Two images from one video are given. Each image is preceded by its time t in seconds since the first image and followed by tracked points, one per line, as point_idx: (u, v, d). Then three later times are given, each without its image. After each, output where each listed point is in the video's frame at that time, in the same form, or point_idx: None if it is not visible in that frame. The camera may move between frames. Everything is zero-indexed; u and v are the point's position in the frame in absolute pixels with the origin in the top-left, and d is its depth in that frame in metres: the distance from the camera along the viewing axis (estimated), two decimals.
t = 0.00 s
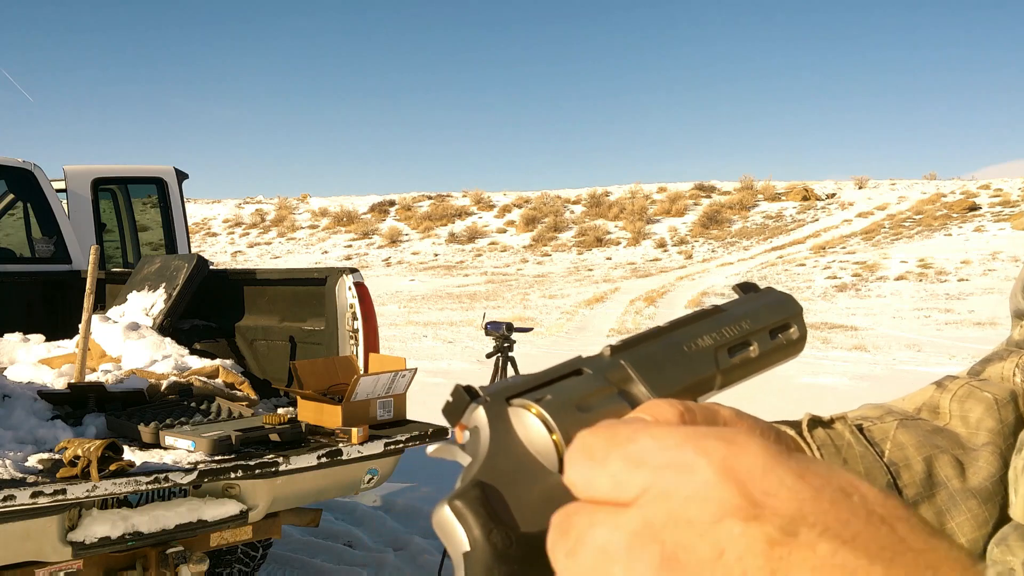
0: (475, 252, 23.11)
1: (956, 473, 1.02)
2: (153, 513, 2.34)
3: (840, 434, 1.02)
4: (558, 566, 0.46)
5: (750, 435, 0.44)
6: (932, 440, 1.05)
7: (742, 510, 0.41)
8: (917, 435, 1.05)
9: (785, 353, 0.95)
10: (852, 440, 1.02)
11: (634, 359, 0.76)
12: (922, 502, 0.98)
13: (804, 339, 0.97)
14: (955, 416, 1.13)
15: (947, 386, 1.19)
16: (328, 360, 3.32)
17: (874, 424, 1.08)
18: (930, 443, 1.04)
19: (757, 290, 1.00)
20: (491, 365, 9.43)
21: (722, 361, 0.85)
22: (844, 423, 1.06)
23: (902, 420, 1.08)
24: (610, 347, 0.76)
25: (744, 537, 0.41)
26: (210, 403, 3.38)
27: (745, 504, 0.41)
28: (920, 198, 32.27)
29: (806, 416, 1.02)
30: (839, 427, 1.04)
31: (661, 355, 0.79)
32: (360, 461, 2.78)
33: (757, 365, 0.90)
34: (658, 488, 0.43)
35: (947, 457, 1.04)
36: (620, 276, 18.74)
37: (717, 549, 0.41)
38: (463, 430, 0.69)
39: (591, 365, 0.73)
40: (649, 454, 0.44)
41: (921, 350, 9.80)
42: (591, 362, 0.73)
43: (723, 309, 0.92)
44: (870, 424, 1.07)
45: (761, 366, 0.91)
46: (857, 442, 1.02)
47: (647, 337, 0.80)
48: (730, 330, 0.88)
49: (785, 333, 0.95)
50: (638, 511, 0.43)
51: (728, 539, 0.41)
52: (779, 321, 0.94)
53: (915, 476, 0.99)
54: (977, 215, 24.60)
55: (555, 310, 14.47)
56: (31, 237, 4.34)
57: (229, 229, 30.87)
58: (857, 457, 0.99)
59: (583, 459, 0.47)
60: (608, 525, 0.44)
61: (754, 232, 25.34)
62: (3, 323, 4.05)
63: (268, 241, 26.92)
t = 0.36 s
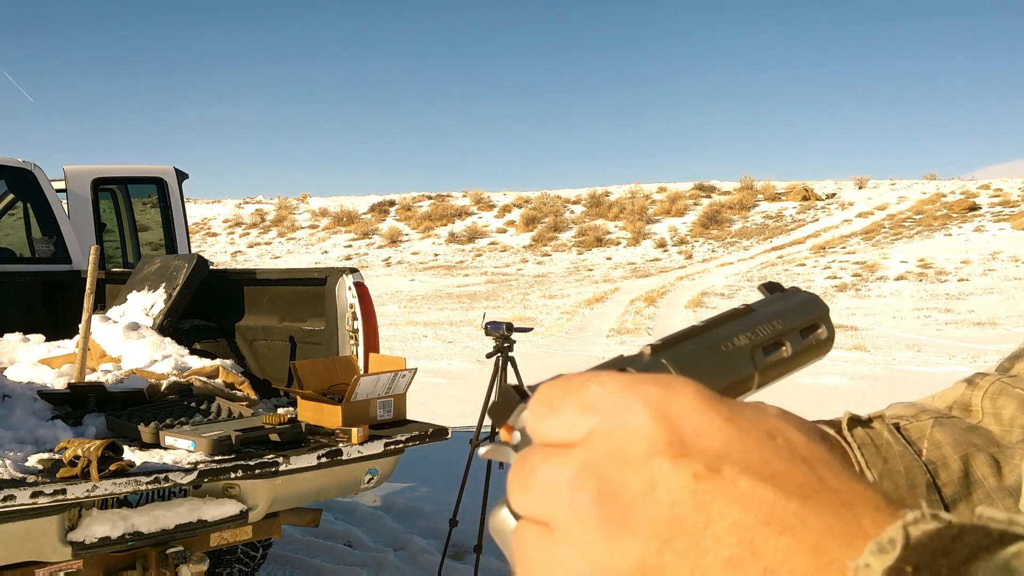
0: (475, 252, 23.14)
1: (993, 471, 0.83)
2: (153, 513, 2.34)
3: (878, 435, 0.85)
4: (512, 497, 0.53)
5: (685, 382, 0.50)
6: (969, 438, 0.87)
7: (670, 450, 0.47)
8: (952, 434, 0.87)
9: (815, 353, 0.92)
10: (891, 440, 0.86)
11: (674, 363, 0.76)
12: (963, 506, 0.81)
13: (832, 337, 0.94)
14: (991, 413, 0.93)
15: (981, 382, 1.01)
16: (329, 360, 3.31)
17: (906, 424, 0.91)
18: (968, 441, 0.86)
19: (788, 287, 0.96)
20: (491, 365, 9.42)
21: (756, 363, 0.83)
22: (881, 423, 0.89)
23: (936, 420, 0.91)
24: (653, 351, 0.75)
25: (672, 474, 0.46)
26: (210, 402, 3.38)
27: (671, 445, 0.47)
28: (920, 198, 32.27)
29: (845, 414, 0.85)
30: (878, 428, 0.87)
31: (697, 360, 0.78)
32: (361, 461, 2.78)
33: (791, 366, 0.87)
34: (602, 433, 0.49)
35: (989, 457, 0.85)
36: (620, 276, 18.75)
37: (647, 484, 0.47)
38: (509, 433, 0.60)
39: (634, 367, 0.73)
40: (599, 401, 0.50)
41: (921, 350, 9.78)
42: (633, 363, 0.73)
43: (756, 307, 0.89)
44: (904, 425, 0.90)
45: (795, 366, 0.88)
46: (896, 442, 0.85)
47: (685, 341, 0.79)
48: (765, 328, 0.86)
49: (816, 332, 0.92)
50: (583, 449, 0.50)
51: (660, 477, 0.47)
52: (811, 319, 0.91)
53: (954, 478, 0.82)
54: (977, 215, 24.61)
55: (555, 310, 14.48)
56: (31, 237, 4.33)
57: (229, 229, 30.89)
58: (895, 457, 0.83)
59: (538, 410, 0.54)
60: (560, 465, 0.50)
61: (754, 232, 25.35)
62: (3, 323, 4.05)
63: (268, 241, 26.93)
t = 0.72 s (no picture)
0: (475, 252, 23.14)
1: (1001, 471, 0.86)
2: (153, 513, 2.34)
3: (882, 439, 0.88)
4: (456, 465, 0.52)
5: (600, 343, 0.50)
6: (975, 440, 0.89)
7: (582, 405, 0.47)
8: (959, 436, 0.90)
9: (813, 359, 0.92)
10: (896, 443, 0.88)
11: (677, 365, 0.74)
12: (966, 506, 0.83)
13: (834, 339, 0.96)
14: (996, 412, 0.95)
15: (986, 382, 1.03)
16: (329, 361, 3.32)
17: (915, 425, 0.93)
18: (976, 442, 0.89)
19: (779, 293, 0.97)
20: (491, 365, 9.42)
21: (759, 369, 0.83)
22: (886, 425, 0.92)
23: (943, 421, 0.93)
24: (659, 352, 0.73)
25: (586, 431, 0.46)
26: (210, 402, 3.38)
27: (583, 400, 0.47)
28: (921, 198, 32.29)
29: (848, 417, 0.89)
30: (883, 430, 0.91)
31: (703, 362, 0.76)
32: (361, 461, 2.78)
33: (791, 370, 0.87)
34: (520, 399, 0.50)
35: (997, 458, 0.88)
36: (620, 276, 18.74)
37: (560, 441, 0.47)
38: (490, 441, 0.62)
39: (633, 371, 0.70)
40: (518, 365, 0.51)
41: (921, 350, 9.77)
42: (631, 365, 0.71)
43: (753, 312, 0.89)
44: (909, 426, 0.93)
45: (795, 371, 0.88)
46: (903, 445, 0.88)
47: (690, 342, 0.77)
48: (764, 333, 0.86)
49: (810, 338, 0.93)
50: (505, 412, 0.50)
51: (571, 434, 0.46)
52: (807, 324, 0.93)
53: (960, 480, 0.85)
54: (977, 215, 24.62)
55: (555, 310, 14.48)
56: (31, 237, 4.33)
57: (229, 229, 30.87)
58: (902, 460, 0.86)
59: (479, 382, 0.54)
60: (485, 431, 0.51)
61: (754, 232, 25.35)
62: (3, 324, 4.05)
63: (268, 241, 26.93)
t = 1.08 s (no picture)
0: (475, 252, 23.15)
1: (1002, 489, 0.88)
2: (153, 513, 2.34)
3: (890, 461, 0.87)
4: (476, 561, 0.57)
5: (614, 453, 0.53)
6: (979, 454, 0.91)
7: (602, 529, 0.51)
8: (965, 453, 0.91)
9: (856, 373, 0.90)
10: (902, 466, 0.87)
11: (697, 398, 0.75)
12: (975, 527, 0.85)
13: (876, 354, 0.92)
14: (997, 423, 0.97)
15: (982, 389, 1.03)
16: (329, 361, 3.32)
17: (918, 443, 0.92)
18: (979, 462, 0.90)
19: (831, 294, 0.94)
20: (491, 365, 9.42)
21: (787, 394, 0.83)
22: (890, 447, 0.90)
23: (946, 436, 0.93)
24: (672, 384, 0.76)
25: (604, 551, 0.51)
26: (210, 402, 3.38)
27: (604, 523, 0.51)
28: (921, 199, 32.28)
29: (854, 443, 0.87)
30: (889, 453, 0.88)
31: (730, 392, 0.78)
32: (361, 461, 2.78)
33: (825, 391, 0.86)
34: (536, 511, 0.53)
35: (1000, 475, 0.90)
36: (620, 277, 18.75)
37: (580, 563, 0.52)
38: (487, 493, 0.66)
39: (652, 409, 0.73)
40: (529, 470, 0.54)
41: (921, 351, 9.77)
42: (651, 402, 0.73)
43: (794, 324, 0.88)
44: (915, 443, 0.92)
45: (830, 390, 0.88)
46: (908, 468, 0.87)
47: (711, 368, 0.80)
48: (800, 351, 0.85)
49: (856, 350, 0.90)
50: (519, 521, 0.54)
51: (592, 555, 0.51)
52: (849, 336, 0.89)
53: (969, 501, 0.86)
54: (977, 215, 24.62)
55: (555, 310, 14.49)
56: (31, 237, 4.33)
57: (229, 229, 30.87)
58: (911, 485, 0.85)
59: (477, 480, 0.58)
60: (501, 536, 0.55)
61: (754, 232, 25.35)
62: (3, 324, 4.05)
63: (268, 241, 26.93)
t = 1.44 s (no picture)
0: (475, 252, 23.13)
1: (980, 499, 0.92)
2: (153, 513, 2.33)
3: (868, 472, 0.91)
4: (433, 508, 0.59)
5: (566, 405, 0.56)
6: (958, 466, 0.95)
7: (543, 471, 0.53)
8: (942, 466, 0.95)
9: (832, 388, 0.91)
10: (880, 477, 0.91)
11: (675, 409, 0.75)
12: (954, 537, 0.88)
13: (852, 368, 0.93)
14: (976, 436, 1.01)
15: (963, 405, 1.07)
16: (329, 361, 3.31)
17: (895, 455, 0.98)
18: (956, 473, 0.94)
19: (808, 309, 0.94)
20: (491, 365, 9.42)
21: (766, 406, 0.84)
22: (870, 457, 0.95)
23: (925, 450, 0.99)
24: (651, 394, 0.76)
25: (544, 494, 0.53)
26: (210, 402, 3.38)
27: (546, 466, 0.54)
28: (920, 199, 32.25)
29: (833, 453, 0.92)
30: (866, 464, 0.93)
31: (711, 405, 0.78)
32: (361, 461, 2.78)
33: (800, 404, 0.88)
34: (486, 455, 0.57)
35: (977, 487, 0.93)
36: (620, 277, 18.74)
37: (518, 506, 0.54)
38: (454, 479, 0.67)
39: (630, 418, 0.73)
40: (487, 421, 0.58)
41: (921, 351, 9.76)
42: (632, 412, 0.74)
43: (772, 337, 0.88)
44: (891, 456, 0.97)
45: (805, 403, 0.89)
46: (886, 480, 0.91)
47: (692, 378, 0.80)
48: (779, 364, 0.86)
49: (833, 365, 0.91)
50: (470, 467, 0.57)
51: (530, 497, 0.53)
52: (826, 349, 0.90)
53: (946, 512, 0.90)
54: (977, 215, 24.61)
55: (555, 310, 14.47)
56: (31, 237, 4.33)
57: (228, 229, 30.83)
58: (888, 496, 0.89)
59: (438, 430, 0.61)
60: (455, 484, 0.58)
61: (754, 232, 25.34)
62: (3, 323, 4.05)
63: (268, 241, 26.90)
